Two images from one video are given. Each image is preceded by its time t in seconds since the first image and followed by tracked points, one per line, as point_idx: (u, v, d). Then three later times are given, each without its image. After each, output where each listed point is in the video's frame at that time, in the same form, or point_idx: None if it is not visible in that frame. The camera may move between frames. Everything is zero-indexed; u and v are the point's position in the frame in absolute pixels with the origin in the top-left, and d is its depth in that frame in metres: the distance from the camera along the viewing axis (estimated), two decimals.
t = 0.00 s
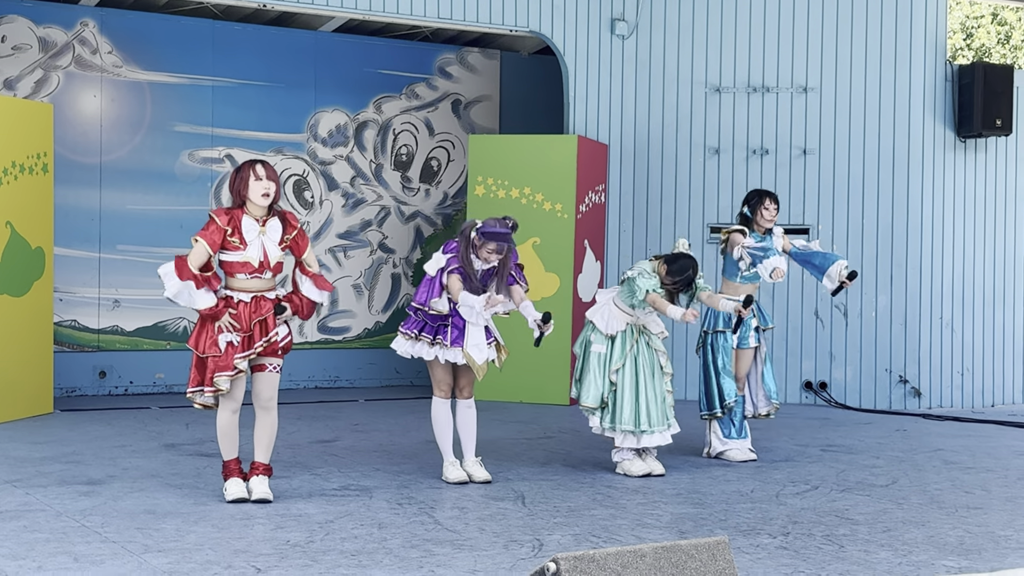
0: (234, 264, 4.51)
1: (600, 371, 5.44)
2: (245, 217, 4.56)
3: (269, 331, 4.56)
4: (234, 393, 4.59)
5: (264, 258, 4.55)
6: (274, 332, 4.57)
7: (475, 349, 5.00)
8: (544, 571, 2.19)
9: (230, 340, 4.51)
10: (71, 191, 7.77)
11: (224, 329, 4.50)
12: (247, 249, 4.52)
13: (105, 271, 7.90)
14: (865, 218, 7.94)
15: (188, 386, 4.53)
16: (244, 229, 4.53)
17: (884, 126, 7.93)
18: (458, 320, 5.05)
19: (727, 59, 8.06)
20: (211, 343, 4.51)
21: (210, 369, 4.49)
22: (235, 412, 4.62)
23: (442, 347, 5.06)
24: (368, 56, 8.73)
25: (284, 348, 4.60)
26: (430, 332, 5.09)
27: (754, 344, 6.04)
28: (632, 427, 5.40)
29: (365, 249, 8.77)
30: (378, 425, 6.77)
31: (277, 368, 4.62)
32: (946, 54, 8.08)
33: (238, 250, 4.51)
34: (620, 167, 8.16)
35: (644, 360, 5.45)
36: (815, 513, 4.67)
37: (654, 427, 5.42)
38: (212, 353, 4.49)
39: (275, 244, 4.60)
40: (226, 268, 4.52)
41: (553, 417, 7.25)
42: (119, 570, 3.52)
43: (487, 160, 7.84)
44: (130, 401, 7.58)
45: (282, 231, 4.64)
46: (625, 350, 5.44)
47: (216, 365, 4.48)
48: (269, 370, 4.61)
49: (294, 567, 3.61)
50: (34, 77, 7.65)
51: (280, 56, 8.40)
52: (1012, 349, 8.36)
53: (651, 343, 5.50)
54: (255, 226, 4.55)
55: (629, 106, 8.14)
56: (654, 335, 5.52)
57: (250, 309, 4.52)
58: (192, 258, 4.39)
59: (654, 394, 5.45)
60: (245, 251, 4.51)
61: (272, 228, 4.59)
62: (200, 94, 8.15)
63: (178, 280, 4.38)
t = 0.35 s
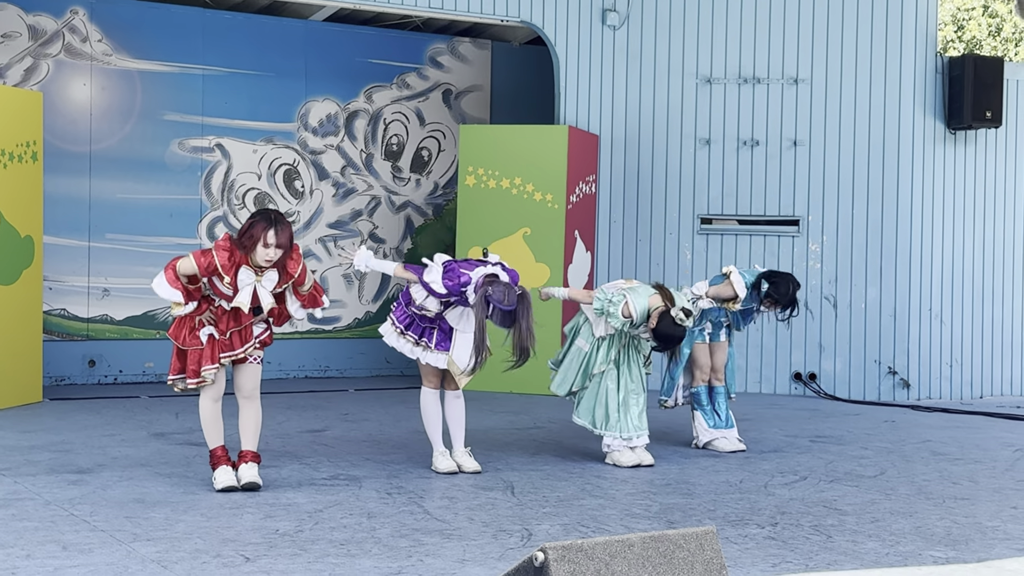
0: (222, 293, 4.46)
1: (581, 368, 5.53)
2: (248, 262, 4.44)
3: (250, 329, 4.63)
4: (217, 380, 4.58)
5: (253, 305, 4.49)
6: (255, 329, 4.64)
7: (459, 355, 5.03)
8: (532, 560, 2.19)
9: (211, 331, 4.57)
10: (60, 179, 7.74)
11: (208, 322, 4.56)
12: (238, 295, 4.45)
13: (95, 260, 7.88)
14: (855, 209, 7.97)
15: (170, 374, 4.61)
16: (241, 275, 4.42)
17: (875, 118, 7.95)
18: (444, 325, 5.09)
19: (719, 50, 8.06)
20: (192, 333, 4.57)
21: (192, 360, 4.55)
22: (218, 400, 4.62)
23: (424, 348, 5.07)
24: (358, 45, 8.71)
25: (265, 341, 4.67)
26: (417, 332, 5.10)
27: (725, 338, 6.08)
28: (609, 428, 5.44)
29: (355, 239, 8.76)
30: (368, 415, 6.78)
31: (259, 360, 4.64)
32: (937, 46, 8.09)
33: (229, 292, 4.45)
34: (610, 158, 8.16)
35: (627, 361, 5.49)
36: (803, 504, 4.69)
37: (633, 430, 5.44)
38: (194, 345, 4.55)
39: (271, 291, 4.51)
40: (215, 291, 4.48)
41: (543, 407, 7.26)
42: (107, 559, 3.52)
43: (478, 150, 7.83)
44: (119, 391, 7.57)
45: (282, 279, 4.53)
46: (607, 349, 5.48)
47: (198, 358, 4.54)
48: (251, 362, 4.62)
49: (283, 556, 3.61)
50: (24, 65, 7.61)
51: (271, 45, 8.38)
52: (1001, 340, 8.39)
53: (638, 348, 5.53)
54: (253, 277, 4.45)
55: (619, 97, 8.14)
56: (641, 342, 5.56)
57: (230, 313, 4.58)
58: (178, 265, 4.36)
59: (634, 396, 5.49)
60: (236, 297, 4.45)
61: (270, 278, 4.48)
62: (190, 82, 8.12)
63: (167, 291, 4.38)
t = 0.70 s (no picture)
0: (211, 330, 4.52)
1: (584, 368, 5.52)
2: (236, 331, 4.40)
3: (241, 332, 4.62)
4: (208, 378, 4.60)
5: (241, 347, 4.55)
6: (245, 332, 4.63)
7: (453, 359, 5.07)
8: (526, 556, 2.20)
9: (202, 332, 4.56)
10: (53, 173, 7.72)
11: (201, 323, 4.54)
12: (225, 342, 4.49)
13: (88, 254, 7.87)
14: (849, 206, 7.98)
15: (158, 369, 4.61)
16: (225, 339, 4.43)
17: (869, 115, 7.96)
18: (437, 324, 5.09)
19: (713, 47, 8.07)
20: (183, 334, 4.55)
21: (182, 360, 4.55)
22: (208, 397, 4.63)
23: (416, 346, 5.09)
24: (353, 41, 8.70)
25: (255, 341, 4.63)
26: (410, 328, 5.11)
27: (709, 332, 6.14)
28: (610, 425, 5.45)
29: (349, 235, 8.76)
30: (361, 411, 6.77)
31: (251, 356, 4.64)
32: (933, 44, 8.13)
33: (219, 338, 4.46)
34: (605, 154, 8.16)
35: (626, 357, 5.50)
36: (796, 500, 4.71)
37: (635, 427, 5.46)
38: (185, 344, 4.54)
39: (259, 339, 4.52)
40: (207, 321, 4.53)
41: (536, 404, 7.27)
42: (100, 554, 3.52)
43: (472, 146, 7.83)
44: (113, 386, 7.57)
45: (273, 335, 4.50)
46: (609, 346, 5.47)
47: (188, 357, 4.54)
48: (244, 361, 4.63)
49: (275, 552, 3.62)
50: (17, 60, 7.59)
51: (265, 40, 8.37)
52: (995, 338, 8.41)
53: (636, 341, 5.51)
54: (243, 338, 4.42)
55: (614, 93, 8.14)
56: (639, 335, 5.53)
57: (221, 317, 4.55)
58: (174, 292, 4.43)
59: (635, 393, 5.51)
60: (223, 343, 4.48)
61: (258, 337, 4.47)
62: (184, 77, 8.11)
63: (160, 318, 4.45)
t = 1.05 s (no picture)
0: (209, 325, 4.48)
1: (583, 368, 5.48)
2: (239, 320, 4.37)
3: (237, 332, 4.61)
4: (204, 376, 4.60)
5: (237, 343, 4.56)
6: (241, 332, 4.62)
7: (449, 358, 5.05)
8: (522, 555, 2.19)
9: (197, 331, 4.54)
10: (49, 171, 7.70)
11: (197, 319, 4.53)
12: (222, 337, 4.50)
13: (84, 251, 7.85)
14: (845, 205, 7.99)
15: (154, 369, 4.63)
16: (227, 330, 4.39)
17: (865, 115, 7.96)
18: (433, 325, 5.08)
19: (710, 45, 8.06)
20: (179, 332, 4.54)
21: (177, 358, 4.54)
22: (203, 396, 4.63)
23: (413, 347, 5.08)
24: (349, 39, 8.69)
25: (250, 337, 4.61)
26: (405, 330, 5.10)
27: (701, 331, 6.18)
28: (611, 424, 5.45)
29: (345, 233, 8.75)
30: (357, 409, 6.77)
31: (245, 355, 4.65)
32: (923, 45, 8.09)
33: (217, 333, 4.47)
34: (601, 153, 8.15)
35: (624, 356, 5.52)
36: (791, 499, 4.71)
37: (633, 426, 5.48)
38: (181, 342, 4.52)
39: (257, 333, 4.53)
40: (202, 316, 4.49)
41: (532, 402, 7.27)
42: (96, 552, 3.51)
43: (468, 144, 7.83)
44: (108, 384, 7.56)
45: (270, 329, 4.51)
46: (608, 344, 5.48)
47: (185, 355, 4.53)
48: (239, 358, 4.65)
49: (271, 550, 3.61)
50: (13, 57, 7.58)
51: (261, 38, 8.36)
52: (990, 337, 8.42)
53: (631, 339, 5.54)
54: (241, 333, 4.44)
55: (610, 92, 8.14)
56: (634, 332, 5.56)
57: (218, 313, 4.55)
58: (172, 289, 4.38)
59: (634, 392, 5.53)
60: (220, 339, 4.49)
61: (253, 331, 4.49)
62: (181, 75, 8.10)
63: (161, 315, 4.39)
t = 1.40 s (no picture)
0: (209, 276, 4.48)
1: (583, 360, 5.50)
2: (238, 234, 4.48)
3: (237, 326, 4.62)
4: (203, 375, 4.57)
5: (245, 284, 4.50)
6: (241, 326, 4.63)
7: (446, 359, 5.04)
8: (519, 555, 2.19)
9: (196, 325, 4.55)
10: (47, 170, 7.70)
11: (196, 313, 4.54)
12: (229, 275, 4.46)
13: (81, 251, 7.84)
14: (842, 205, 8.00)
15: (154, 367, 4.60)
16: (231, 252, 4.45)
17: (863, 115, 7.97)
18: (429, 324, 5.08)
19: (708, 46, 8.07)
20: (179, 326, 4.55)
21: (177, 353, 4.55)
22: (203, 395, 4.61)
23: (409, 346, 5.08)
24: (347, 39, 8.69)
25: (249, 334, 4.66)
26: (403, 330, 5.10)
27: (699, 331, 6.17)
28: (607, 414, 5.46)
29: (343, 233, 8.75)
30: (354, 409, 6.76)
31: (245, 353, 4.65)
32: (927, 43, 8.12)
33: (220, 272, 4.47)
34: (599, 153, 8.15)
35: (626, 348, 5.49)
36: (789, 499, 4.71)
37: (630, 417, 5.47)
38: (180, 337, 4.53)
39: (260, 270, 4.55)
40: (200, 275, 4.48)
41: (529, 402, 7.27)
42: (93, 552, 3.51)
43: (466, 144, 7.83)
44: (106, 383, 7.55)
45: (269, 256, 4.58)
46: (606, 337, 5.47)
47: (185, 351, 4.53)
48: (238, 356, 4.63)
49: (269, 550, 3.61)
50: (10, 56, 7.57)
51: (259, 38, 8.36)
52: (988, 338, 8.43)
53: (634, 331, 5.50)
54: (241, 254, 4.48)
55: (608, 92, 8.14)
56: (637, 324, 5.51)
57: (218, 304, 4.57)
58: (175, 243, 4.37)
59: (632, 384, 5.51)
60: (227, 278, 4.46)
61: (257, 254, 4.53)
62: (178, 74, 8.10)
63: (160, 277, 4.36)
